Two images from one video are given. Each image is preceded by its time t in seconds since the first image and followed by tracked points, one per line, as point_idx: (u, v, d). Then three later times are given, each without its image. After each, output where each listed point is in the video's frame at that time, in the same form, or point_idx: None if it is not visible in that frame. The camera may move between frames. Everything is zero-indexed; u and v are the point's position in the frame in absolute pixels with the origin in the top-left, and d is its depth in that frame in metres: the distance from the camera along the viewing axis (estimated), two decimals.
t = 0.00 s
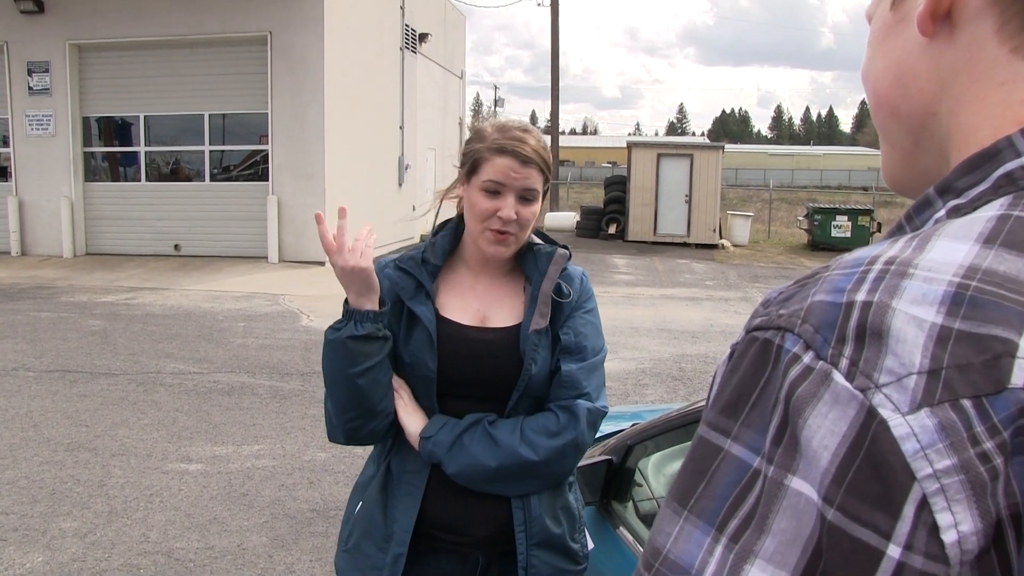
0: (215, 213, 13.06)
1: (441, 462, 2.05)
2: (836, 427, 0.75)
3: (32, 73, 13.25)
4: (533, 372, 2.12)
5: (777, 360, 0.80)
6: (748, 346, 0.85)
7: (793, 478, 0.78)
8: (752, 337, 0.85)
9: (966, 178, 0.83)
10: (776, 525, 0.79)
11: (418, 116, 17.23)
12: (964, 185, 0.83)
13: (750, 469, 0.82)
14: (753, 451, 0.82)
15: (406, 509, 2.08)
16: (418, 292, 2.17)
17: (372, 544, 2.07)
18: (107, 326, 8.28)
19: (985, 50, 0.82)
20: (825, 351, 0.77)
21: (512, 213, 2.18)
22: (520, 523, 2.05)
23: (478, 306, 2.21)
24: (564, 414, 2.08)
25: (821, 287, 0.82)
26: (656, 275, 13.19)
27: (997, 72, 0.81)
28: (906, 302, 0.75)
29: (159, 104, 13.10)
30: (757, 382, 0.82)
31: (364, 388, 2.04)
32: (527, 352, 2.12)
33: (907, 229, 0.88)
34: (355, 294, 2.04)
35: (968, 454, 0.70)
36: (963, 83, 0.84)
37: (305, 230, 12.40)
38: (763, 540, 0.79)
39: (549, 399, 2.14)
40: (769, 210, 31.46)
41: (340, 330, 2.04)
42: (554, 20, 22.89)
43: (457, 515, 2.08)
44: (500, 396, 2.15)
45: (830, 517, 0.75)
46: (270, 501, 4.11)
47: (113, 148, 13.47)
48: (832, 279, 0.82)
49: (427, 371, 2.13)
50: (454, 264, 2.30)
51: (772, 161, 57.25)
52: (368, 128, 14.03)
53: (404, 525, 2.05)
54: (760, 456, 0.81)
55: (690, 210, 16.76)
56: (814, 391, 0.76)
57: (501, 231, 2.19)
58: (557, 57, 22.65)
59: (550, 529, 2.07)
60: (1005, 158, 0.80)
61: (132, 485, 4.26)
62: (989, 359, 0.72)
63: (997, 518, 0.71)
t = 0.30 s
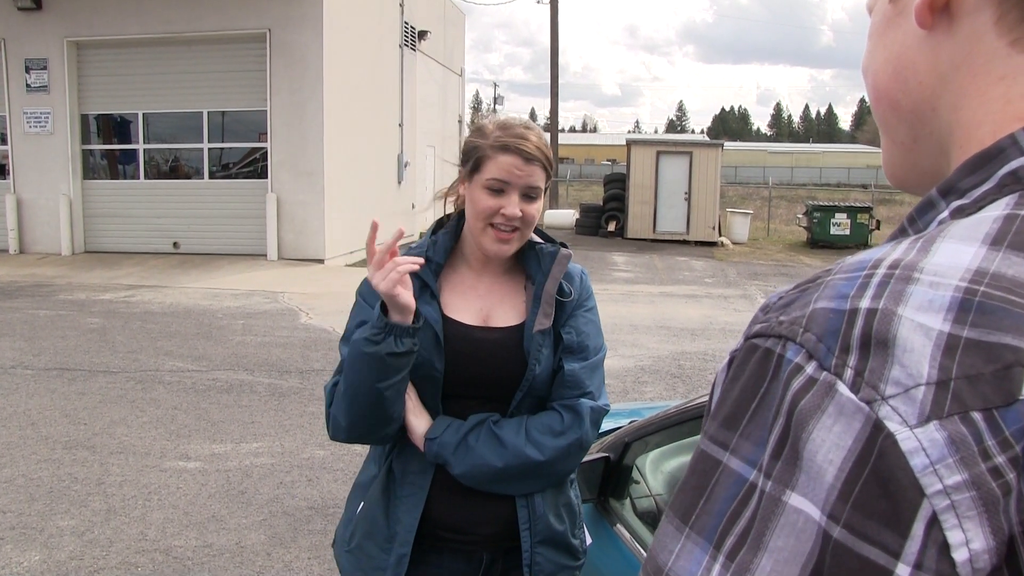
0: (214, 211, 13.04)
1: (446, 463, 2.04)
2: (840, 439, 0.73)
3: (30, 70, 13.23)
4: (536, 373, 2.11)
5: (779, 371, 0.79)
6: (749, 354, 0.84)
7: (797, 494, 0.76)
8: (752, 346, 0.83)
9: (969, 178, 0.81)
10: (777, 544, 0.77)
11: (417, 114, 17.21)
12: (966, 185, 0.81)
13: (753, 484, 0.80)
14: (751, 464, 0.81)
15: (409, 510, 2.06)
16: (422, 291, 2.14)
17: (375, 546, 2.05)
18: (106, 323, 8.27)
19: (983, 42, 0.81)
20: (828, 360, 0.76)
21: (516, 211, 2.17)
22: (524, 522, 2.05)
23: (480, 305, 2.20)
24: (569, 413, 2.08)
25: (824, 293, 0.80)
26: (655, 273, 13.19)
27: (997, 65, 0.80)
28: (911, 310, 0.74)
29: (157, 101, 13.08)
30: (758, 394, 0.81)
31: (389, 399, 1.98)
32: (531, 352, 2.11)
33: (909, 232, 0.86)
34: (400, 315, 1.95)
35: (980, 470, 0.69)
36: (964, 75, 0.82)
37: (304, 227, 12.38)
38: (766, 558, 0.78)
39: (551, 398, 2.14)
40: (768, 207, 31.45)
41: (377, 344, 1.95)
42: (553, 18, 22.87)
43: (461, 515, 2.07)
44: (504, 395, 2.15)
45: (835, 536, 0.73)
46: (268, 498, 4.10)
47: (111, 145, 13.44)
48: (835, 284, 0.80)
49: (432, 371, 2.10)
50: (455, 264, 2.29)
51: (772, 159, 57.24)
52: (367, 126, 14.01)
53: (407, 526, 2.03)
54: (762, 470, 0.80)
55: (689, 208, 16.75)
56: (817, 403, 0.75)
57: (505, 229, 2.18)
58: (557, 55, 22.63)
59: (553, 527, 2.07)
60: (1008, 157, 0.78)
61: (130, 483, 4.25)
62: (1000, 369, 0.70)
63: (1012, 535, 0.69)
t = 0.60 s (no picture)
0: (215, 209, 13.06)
1: (449, 462, 2.04)
2: (848, 449, 0.73)
3: (31, 69, 13.25)
4: (537, 371, 2.12)
5: (784, 378, 0.79)
6: (754, 361, 0.84)
7: (805, 504, 0.76)
8: (756, 352, 0.83)
9: (975, 176, 0.81)
10: (783, 558, 0.77)
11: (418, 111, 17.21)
12: (972, 184, 0.81)
13: (757, 492, 0.80)
14: (753, 474, 0.81)
15: (410, 508, 2.06)
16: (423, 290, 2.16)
17: (376, 544, 2.05)
18: (107, 321, 8.29)
19: (981, 37, 0.81)
20: (834, 366, 0.75)
21: (516, 207, 2.18)
22: (524, 519, 2.06)
23: (481, 304, 2.21)
24: (570, 411, 2.09)
25: (830, 296, 0.80)
26: (656, 270, 13.20)
27: (996, 60, 0.80)
28: (919, 313, 0.73)
29: (159, 99, 13.08)
30: (762, 402, 0.81)
31: (400, 402, 2.00)
32: (532, 350, 2.12)
33: (913, 231, 0.86)
34: (422, 321, 1.96)
35: (995, 480, 0.68)
36: (966, 69, 0.83)
37: (305, 225, 12.40)
38: (772, 570, 0.77)
39: (552, 396, 2.15)
40: (769, 205, 31.41)
41: (395, 349, 1.95)
42: (554, 15, 22.86)
43: (463, 512, 2.08)
44: (505, 393, 2.16)
45: (845, 549, 0.73)
46: (268, 496, 4.12)
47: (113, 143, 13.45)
48: (841, 287, 0.80)
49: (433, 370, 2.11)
50: (457, 260, 2.30)
51: (773, 156, 57.21)
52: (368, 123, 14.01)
53: (409, 525, 2.04)
54: (766, 480, 0.79)
55: (690, 205, 16.75)
56: (823, 411, 0.74)
57: (504, 225, 2.20)
58: (558, 52, 22.62)
59: (553, 525, 2.08)
60: (1012, 155, 0.78)
61: (131, 480, 4.27)
62: (1015, 373, 0.69)
63: None
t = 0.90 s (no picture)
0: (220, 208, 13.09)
1: (452, 460, 2.05)
2: (858, 447, 0.73)
3: (38, 69, 13.32)
4: (540, 368, 2.12)
5: (793, 374, 0.78)
6: (760, 354, 0.83)
7: (812, 504, 0.76)
8: (763, 345, 0.83)
9: (993, 168, 0.80)
10: (789, 560, 0.77)
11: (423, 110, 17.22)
12: (991, 175, 0.80)
13: (763, 492, 0.80)
14: (760, 472, 0.81)
15: (412, 505, 2.08)
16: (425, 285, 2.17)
17: (378, 541, 2.07)
18: (113, 320, 8.32)
19: (1008, 27, 0.80)
20: (845, 363, 0.75)
21: (517, 201, 2.19)
22: (527, 518, 2.07)
23: (486, 301, 2.21)
24: (573, 409, 2.10)
25: (840, 291, 0.79)
26: (661, 268, 13.19)
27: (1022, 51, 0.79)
28: (935, 310, 0.73)
29: (164, 98, 13.12)
30: (769, 398, 0.81)
31: (410, 392, 2.01)
32: (535, 347, 2.13)
33: (928, 223, 0.85)
34: (438, 312, 1.97)
35: (1012, 482, 0.67)
36: (990, 58, 0.82)
37: (310, 224, 12.42)
38: (778, 570, 0.77)
39: (558, 393, 2.16)
40: (775, 202, 31.34)
41: (409, 337, 1.96)
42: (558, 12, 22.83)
43: (465, 510, 2.09)
44: (507, 391, 2.16)
45: (851, 552, 0.73)
46: (274, 493, 4.13)
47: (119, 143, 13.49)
48: (852, 281, 0.79)
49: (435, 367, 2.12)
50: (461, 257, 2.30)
51: (779, 153, 57.11)
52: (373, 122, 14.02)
53: (410, 522, 2.05)
54: (773, 479, 0.79)
55: (696, 203, 16.73)
56: (832, 408, 0.74)
57: (508, 219, 2.19)
58: (563, 50, 22.60)
59: (557, 524, 2.09)
60: None
61: (137, 478, 4.29)
62: None
63: None
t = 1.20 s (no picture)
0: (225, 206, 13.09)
1: (457, 459, 2.03)
2: (863, 455, 0.72)
3: (42, 67, 13.31)
4: (546, 368, 2.10)
5: (799, 377, 0.78)
6: (765, 357, 0.83)
7: (819, 513, 0.75)
8: (769, 347, 0.82)
9: (1007, 165, 0.77)
10: (798, 567, 0.76)
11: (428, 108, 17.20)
12: (1004, 173, 0.77)
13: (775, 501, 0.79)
14: (773, 479, 0.80)
15: (416, 504, 2.06)
16: (434, 285, 2.17)
17: (382, 540, 2.06)
18: (118, 318, 8.32)
19: None
20: (850, 367, 0.74)
21: (513, 187, 2.16)
22: (533, 518, 2.05)
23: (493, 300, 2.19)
24: (578, 408, 2.07)
25: (846, 293, 0.78)
26: (667, 265, 13.15)
27: None
28: (942, 314, 0.71)
29: (169, 96, 13.12)
30: (778, 403, 0.80)
31: (427, 384, 2.00)
32: (541, 346, 2.10)
33: (939, 221, 0.83)
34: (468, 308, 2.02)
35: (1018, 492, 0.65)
36: (1006, 52, 0.79)
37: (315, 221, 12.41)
38: None
39: (563, 393, 2.13)
40: (780, 199, 31.22)
41: (435, 328, 1.97)
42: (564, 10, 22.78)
43: (470, 509, 2.07)
44: (513, 390, 2.13)
45: (855, 560, 0.72)
46: (280, 492, 4.11)
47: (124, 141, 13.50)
48: (858, 283, 0.78)
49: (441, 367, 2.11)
50: (469, 256, 2.29)
51: (785, 150, 56.95)
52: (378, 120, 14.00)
53: (414, 520, 2.04)
54: (784, 488, 0.79)
55: (701, 200, 16.67)
56: (836, 414, 0.73)
57: (508, 209, 2.17)
58: (568, 48, 22.55)
59: (563, 524, 2.06)
60: None
61: (143, 477, 4.28)
62: None
63: None
